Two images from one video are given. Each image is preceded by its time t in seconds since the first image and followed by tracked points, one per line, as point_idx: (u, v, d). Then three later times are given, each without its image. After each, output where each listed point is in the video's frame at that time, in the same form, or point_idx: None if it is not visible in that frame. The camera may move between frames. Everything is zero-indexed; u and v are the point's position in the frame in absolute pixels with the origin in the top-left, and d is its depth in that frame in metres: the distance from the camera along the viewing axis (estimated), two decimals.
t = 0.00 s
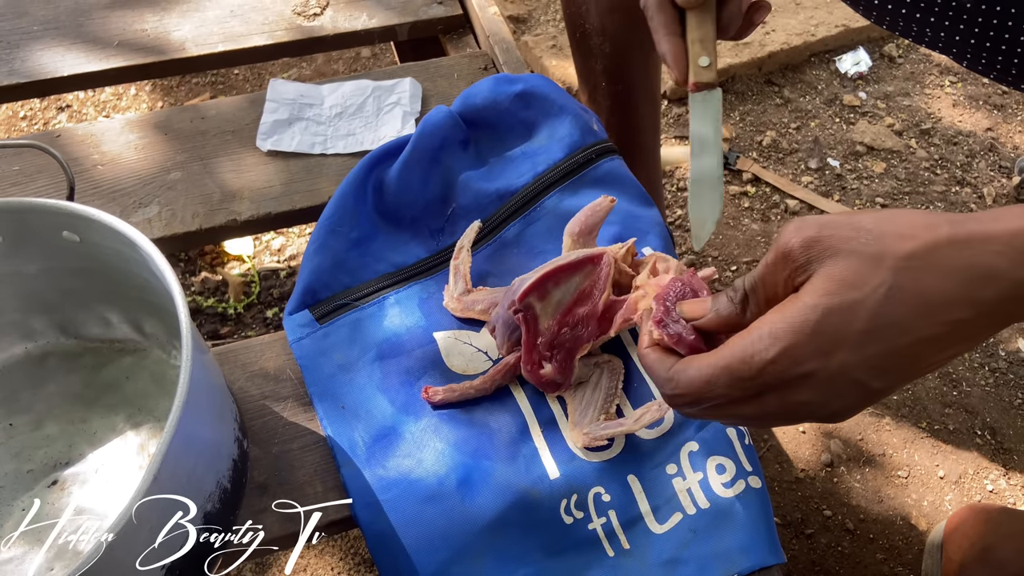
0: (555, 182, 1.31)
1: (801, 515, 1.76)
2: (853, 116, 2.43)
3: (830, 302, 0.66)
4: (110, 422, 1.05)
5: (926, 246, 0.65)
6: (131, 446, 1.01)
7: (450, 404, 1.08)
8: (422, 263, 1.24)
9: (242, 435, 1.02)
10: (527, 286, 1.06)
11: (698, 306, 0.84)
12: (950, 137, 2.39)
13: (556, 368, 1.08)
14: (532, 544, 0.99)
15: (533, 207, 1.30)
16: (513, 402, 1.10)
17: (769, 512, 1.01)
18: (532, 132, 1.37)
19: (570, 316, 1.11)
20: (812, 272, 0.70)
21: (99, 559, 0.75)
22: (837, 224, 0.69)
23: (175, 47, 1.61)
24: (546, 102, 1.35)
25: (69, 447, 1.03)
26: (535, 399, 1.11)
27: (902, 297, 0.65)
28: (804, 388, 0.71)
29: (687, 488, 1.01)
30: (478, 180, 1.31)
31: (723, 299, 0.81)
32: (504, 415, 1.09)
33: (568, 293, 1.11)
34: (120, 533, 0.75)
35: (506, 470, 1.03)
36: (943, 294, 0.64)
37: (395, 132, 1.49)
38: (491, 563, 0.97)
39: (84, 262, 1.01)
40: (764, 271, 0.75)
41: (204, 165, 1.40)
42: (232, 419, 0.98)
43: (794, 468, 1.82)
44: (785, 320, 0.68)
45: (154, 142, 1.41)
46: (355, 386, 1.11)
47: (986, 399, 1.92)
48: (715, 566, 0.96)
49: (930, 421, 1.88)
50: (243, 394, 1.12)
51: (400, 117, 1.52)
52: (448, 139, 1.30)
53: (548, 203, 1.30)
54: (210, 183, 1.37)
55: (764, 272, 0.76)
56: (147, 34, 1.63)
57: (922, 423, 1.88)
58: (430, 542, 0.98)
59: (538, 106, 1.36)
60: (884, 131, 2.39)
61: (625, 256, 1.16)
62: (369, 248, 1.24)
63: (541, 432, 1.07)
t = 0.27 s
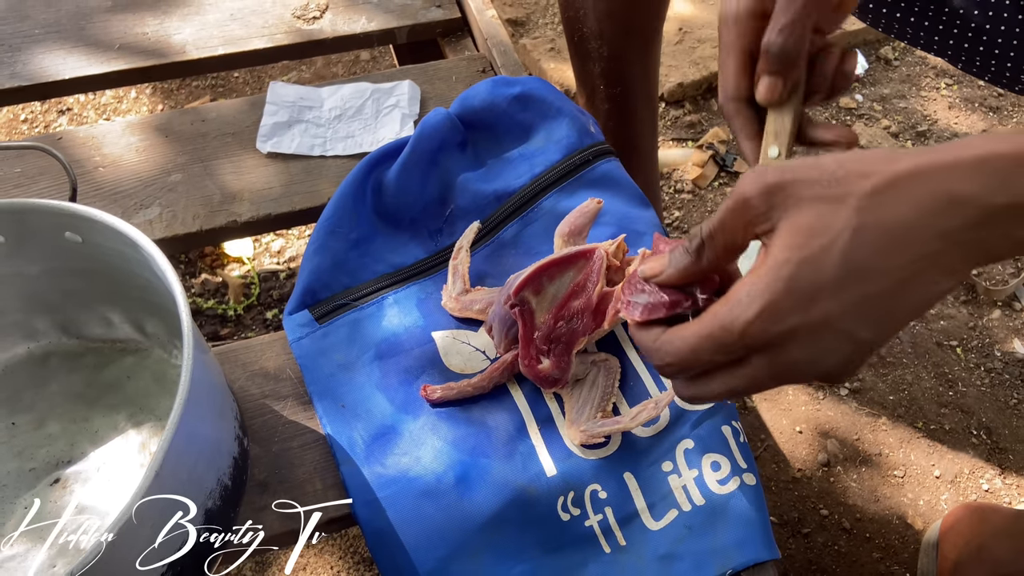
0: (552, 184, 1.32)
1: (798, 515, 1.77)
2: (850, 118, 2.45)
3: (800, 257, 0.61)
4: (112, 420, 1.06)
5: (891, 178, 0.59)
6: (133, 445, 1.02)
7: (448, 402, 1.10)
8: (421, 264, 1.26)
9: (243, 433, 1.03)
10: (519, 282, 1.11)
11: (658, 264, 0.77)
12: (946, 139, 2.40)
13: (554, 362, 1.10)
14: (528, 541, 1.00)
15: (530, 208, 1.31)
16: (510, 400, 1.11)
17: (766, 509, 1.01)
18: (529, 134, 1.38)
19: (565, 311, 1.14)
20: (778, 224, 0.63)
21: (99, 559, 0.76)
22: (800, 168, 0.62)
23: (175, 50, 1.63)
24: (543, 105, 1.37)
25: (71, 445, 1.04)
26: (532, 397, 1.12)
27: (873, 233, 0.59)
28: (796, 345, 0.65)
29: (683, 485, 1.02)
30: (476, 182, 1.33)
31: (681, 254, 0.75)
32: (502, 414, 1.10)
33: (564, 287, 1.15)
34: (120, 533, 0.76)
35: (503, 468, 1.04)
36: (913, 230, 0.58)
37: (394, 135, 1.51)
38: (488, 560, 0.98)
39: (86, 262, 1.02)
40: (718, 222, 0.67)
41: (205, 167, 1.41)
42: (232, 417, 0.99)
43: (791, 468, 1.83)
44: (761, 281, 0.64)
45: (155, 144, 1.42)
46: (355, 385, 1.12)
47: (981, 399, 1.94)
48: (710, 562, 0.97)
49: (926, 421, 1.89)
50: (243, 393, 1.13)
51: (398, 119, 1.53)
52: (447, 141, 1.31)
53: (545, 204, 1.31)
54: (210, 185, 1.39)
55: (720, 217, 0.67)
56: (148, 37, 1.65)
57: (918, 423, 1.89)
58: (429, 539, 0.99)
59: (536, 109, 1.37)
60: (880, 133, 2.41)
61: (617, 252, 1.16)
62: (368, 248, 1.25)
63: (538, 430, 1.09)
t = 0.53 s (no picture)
0: (549, 183, 1.33)
1: (794, 512, 1.78)
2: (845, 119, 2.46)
3: (829, 246, 0.65)
4: (113, 417, 1.07)
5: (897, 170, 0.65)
6: (134, 440, 1.03)
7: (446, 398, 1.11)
8: (420, 262, 1.27)
9: (242, 428, 1.04)
10: (518, 283, 1.09)
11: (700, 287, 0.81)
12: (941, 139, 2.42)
13: (551, 362, 1.11)
14: (525, 534, 1.01)
15: (527, 206, 1.32)
16: (507, 397, 1.12)
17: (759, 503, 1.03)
18: (526, 134, 1.39)
19: (563, 310, 1.12)
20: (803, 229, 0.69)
21: (99, 560, 0.77)
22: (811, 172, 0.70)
23: (176, 51, 1.64)
24: (540, 105, 1.38)
25: (73, 441, 1.05)
26: (529, 393, 1.13)
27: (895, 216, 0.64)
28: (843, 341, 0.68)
29: (678, 479, 1.03)
30: (474, 181, 1.34)
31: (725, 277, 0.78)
32: (499, 410, 1.11)
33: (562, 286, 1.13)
34: (119, 533, 0.77)
35: (500, 463, 1.05)
36: (933, 208, 0.64)
37: (392, 134, 1.52)
38: (485, 554, 0.99)
39: (88, 260, 1.03)
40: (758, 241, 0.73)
41: (205, 167, 1.42)
42: (232, 413, 1.00)
43: (787, 466, 1.84)
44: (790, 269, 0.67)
45: (155, 145, 1.44)
46: (354, 382, 1.13)
47: (976, 397, 1.95)
48: (704, 555, 0.98)
49: (922, 419, 1.91)
50: (243, 390, 1.14)
51: (397, 119, 1.54)
52: (445, 140, 1.33)
53: (542, 202, 1.33)
54: (210, 184, 1.40)
55: (759, 235, 0.73)
56: (148, 39, 1.66)
57: (913, 422, 1.90)
58: (426, 533, 1.00)
59: (532, 108, 1.38)
60: (876, 134, 2.42)
61: (616, 253, 1.13)
62: (367, 246, 1.26)
63: (534, 425, 1.10)
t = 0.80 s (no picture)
0: (547, 182, 1.34)
1: (792, 511, 1.79)
2: (843, 120, 2.47)
3: (814, 357, 0.76)
4: (113, 415, 1.07)
5: (904, 298, 0.69)
6: (133, 437, 1.04)
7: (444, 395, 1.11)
8: (419, 261, 1.27)
9: (241, 425, 1.04)
10: (517, 272, 1.12)
11: (678, 304, 0.85)
12: (939, 140, 2.42)
13: (552, 354, 1.09)
14: (523, 531, 1.01)
15: (525, 205, 1.33)
16: (506, 395, 1.13)
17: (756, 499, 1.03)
18: (524, 133, 1.40)
19: (564, 302, 1.12)
20: (795, 320, 0.77)
21: (99, 560, 0.77)
22: (825, 263, 0.73)
23: (176, 51, 1.65)
24: (538, 104, 1.39)
25: (72, 439, 1.05)
26: (526, 390, 1.14)
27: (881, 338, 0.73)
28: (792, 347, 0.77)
29: (675, 476, 1.04)
30: (472, 180, 1.35)
31: (703, 300, 0.82)
32: (498, 408, 1.11)
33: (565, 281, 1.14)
34: (120, 533, 0.78)
35: (498, 460, 1.06)
36: (920, 325, 0.71)
37: (391, 134, 1.52)
38: (484, 551, 1.00)
39: (88, 258, 1.04)
40: (746, 286, 0.78)
41: (204, 167, 1.43)
42: (231, 410, 1.00)
43: (785, 465, 1.84)
44: (777, 370, 0.79)
45: (155, 144, 1.44)
46: (353, 379, 1.14)
47: (974, 396, 1.95)
48: (701, 551, 0.99)
49: (919, 419, 1.91)
50: (242, 387, 1.15)
51: (395, 119, 1.55)
52: (443, 139, 1.33)
53: (540, 201, 1.33)
54: (210, 184, 1.40)
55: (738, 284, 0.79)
56: (149, 39, 1.67)
57: (911, 421, 1.91)
58: (425, 530, 1.01)
59: (531, 108, 1.39)
60: (874, 134, 2.43)
61: (619, 252, 1.15)
62: (366, 245, 1.27)
63: (532, 422, 1.10)
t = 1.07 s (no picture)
0: (546, 183, 1.34)
1: (791, 512, 1.79)
2: (842, 121, 2.48)
3: (783, 340, 0.78)
4: (113, 415, 1.08)
5: (868, 286, 0.72)
6: (133, 437, 1.04)
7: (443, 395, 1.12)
8: (418, 261, 1.28)
9: (241, 425, 1.05)
10: (500, 268, 1.12)
11: (655, 281, 0.87)
12: (938, 142, 2.43)
13: (539, 346, 1.06)
14: (522, 530, 1.02)
15: (525, 206, 1.33)
16: (505, 396, 1.13)
17: (755, 499, 1.03)
18: (524, 135, 1.40)
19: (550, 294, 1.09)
20: (767, 303, 0.79)
21: (100, 560, 0.78)
22: (799, 248, 0.74)
23: (176, 52, 1.65)
24: (537, 105, 1.39)
25: (72, 439, 1.06)
26: (524, 390, 1.14)
27: (847, 322, 0.75)
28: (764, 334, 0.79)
29: (673, 476, 1.04)
30: (472, 181, 1.35)
31: (678, 276, 0.84)
32: (497, 408, 1.12)
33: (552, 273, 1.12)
34: (120, 533, 0.78)
35: (497, 460, 1.06)
36: (881, 310, 0.73)
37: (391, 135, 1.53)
38: (483, 550, 1.00)
39: (89, 258, 1.04)
40: (721, 267, 0.79)
41: (205, 168, 1.43)
42: (231, 410, 1.00)
43: (784, 466, 1.85)
44: (749, 352, 0.81)
45: (155, 145, 1.45)
46: (353, 380, 1.14)
47: (973, 398, 1.95)
48: (699, 551, 0.99)
49: (919, 420, 1.91)
50: (242, 387, 1.15)
51: (395, 120, 1.55)
52: (443, 140, 1.34)
53: (540, 202, 1.34)
54: (210, 184, 1.41)
55: (711, 263, 0.80)
56: (149, 40, 1.67)
57: (910, 422, 1.91)
58: (424, 530, 1.01)
59: (530, 109, 1.39)
60: (873, 136, 2.44)
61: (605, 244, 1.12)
62: (365, 246, 1.27)
63: (531, 422, 1.10)
